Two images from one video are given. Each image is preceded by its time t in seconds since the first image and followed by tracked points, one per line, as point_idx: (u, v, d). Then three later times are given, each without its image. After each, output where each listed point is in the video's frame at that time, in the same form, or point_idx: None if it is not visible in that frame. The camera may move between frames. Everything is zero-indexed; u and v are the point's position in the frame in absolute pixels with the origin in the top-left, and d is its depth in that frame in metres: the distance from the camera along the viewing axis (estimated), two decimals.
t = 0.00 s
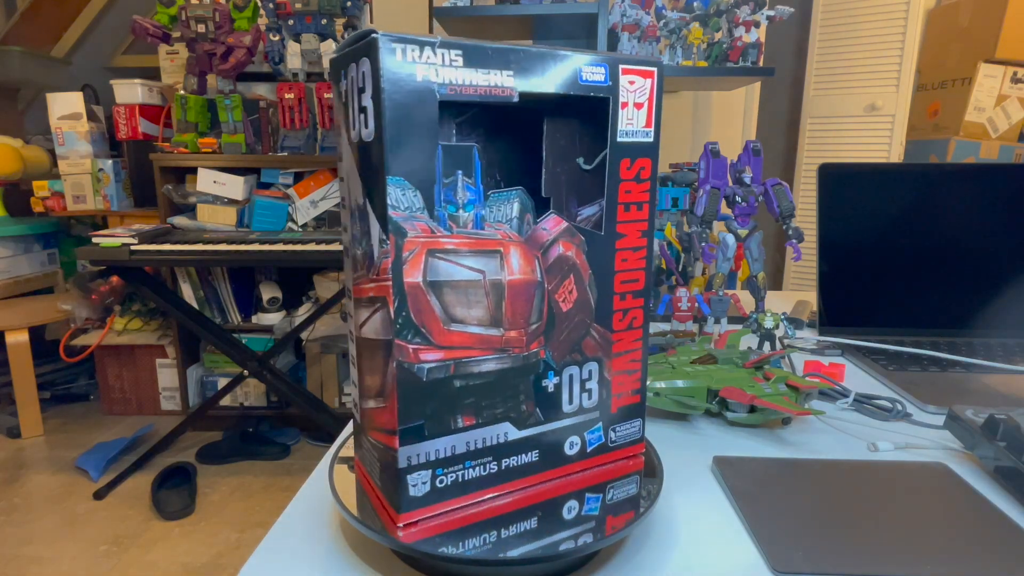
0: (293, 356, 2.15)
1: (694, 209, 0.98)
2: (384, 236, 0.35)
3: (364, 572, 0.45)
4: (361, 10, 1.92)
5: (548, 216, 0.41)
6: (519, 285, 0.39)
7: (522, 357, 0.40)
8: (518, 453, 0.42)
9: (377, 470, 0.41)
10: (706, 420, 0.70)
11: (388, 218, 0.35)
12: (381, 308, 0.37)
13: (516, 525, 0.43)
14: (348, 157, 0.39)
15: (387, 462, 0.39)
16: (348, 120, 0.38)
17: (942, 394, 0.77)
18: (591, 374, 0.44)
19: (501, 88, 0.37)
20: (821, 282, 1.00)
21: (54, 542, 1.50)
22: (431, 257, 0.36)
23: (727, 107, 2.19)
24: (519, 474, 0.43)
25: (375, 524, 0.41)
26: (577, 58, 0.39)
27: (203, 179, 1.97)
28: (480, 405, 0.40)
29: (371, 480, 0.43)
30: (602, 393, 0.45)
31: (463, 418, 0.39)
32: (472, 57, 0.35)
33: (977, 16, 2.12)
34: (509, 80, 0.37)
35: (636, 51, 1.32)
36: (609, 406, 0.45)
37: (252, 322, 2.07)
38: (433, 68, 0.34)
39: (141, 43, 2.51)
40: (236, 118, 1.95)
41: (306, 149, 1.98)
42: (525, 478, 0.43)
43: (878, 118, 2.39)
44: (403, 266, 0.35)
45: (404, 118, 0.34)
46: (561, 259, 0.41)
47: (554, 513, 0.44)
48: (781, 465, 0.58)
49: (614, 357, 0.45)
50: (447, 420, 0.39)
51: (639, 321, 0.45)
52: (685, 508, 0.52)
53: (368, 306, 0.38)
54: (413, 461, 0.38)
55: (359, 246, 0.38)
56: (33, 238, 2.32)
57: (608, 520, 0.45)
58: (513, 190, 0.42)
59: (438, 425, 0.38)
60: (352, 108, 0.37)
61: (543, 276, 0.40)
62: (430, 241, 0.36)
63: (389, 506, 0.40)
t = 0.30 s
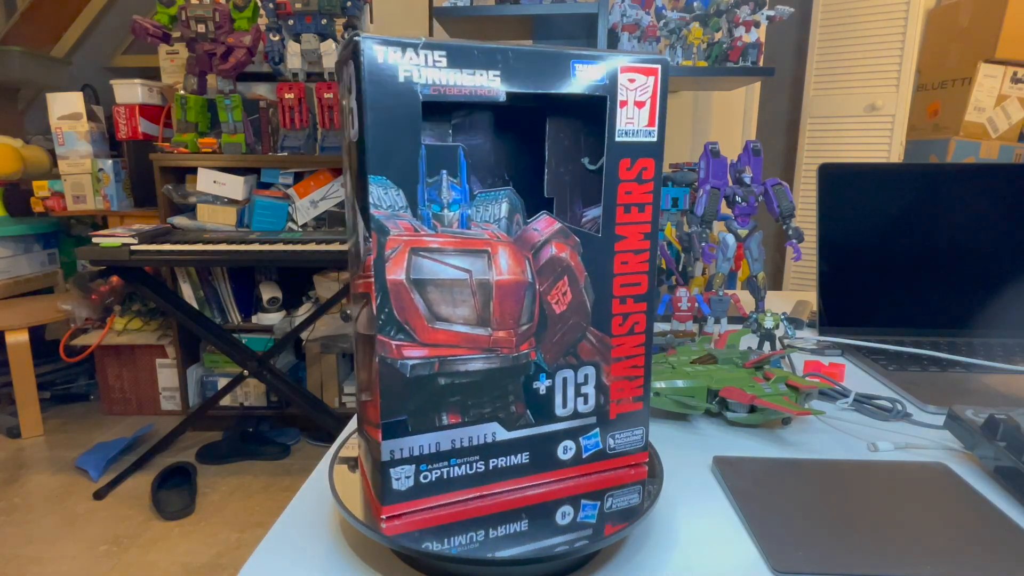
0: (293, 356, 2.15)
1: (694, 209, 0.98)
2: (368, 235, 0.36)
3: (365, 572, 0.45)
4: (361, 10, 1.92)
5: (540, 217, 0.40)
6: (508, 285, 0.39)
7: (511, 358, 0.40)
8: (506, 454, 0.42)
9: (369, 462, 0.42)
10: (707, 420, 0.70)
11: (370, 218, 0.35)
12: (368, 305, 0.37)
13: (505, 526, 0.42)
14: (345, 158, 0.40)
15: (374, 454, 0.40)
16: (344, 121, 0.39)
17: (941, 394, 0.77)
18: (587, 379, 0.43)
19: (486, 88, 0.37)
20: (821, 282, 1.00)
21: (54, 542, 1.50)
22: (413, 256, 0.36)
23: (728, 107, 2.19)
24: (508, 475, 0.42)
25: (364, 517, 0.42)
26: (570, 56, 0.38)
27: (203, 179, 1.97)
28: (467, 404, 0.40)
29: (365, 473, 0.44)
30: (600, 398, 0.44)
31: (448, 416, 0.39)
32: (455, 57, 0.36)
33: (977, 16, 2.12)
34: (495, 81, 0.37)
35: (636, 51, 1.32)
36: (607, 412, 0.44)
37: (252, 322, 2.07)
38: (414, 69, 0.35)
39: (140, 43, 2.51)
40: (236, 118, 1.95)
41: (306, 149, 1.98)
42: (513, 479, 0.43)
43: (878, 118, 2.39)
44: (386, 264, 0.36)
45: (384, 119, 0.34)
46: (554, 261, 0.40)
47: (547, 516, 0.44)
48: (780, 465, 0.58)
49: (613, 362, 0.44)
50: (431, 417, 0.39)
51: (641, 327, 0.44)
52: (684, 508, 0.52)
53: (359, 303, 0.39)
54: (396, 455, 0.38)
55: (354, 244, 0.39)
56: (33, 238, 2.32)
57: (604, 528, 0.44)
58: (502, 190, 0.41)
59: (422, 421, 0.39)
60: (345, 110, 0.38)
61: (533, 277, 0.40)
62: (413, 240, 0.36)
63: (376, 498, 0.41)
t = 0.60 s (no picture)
0: (293, 356, 2.15)
1: (694, 209, 0.98)
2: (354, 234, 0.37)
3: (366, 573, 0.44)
4: (361, 10, 1.92)
5: (530, 217, 0.39)
6: (496, 285, 0.39)
7: (498, 358, 0.40)
8: (495, 453, 0.42)
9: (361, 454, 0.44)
10: (707, 420, 0.70)
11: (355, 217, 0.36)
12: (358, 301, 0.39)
13: (493, 526, 0.42)
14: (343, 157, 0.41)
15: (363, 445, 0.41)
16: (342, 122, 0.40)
17: (941, 394, 0.77)
18: (581, 383, 0.42)
19: (473, 88, 0.37)
20: (821, 282, 1.00)
21: (54, 542, 1.50)
22: (398, 254, 0.37)
23: (728, 107, 2.19)
24: (496, 475, 0.43)
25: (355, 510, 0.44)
26: (561, 54, 0.38)
27: (203, 179, 1.97)
28: (452, 401, 0.40)
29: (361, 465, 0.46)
30: (594, 405, 0.43)
31: (434, 412, 0.40)
32: (441, 58, 0.36)
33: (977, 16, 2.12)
34: (481, 81, 0.37)
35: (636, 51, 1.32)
36: (603, 418, 0.43)
37: (252, 323, 2.07)
38: (399, 70, 0.35)
39: (140, 43, 2.51)
40: (236, 118, 1.95)
41: (306, 149, 1.98)
42: (502, 480, 0.43)
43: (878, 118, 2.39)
44: (370, 261, 0.37)
45: (368, 120, 0.35)
46: (544, 262, 0.40)
47: (538, 519, 0.43)
48: (780, 465, 0.58)
49: (608, 367, 0.43)
50: (417, 412, 0.40)
51: (641, 332, 0.43)
52: (685, 509, 0.52)
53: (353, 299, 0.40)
54: (380, 447, 0.40)
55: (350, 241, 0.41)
56: (33, 238, 2.32)
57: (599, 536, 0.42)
58: (489, 190, 0.41)
59: (407, 415, 0.40)
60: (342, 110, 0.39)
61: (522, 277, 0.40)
62: (398, 238, 0.37)
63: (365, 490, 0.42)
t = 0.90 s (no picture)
0: (293, 356, 2.15)
1: (694, 209, 0.98)
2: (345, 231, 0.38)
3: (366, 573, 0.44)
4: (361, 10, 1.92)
5: (520, 217, 0.39)
6: (484, 285, 0.39)
7: (487, 358, 0.40)
8: (484, 453, 0.42)
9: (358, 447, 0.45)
10: (707, 420, 0.70)
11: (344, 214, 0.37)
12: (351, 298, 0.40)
13: (483, 526, 0.43)
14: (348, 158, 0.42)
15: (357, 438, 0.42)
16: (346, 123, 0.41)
17: (941, 394, 0.77)
18: (573, 387, 0.42)
19: (461, 88, 0.37)
20: (821, 282, 1.00)
21: (54, 542, 1.50)
22: (387, 252, 0.38)
23: (727, 107, 2.19)
24: (485, 475, 0.43)
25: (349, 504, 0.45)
26: (551, 53, 0.37)
27: (203, 179, 1.97)
28: (440, 399, 0.40)
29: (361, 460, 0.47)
30: (588, 409, 0.42)
31: (422, 409, 0.41)
32: (429, 59, 0.36)
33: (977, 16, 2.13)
34: (469, 81, 0.37)
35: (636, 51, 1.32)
36: (596, 424, 0.43)
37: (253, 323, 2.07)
38: (386, 71, 0.36)
39: (140, 43, 2.51)
40: (236, 118, 1.95)
41: (306, 149, 1.98)
42: (490, 479, 0.43)
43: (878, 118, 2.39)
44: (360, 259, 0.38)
45: (356, 120, 0.36)
46: (535, 263, 0.40)
47: (529, 522, 0.43)
48: (780, 465, 0.58)
49: (602, 372, 0.42)
50: (406, 408, 0.40)
51: (637, 337, 0.42)
52: (684, 509, 0.52)
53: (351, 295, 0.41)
54: (370, 441, 0.41)
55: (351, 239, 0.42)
56: (33, 238, 2.32)
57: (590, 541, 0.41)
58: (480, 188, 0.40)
59: (396, 410, 0.40)
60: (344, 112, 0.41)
61: (512, 277, 0.39)
62: (387, 236, 0.38)
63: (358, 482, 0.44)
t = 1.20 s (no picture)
0: (293, 356, 2.15)
1: (694, 209, 0.98)
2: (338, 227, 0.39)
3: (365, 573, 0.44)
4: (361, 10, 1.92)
5: (508, 217, 0.39)
6: (472, 285, 0.39)
7: (475, 357, 0.40)
8: (473, 452, 0.43)
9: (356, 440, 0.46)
10: (706, 420, 0.70)
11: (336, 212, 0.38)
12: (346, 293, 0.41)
13: (472, 525, 0.43)
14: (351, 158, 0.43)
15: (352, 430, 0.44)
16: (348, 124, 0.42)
17: (941, 394, 0.77)
18: (563, 390, 0.42)
19: (448, 89, 0.37)
20: (821, 282, 1.00)
21: (54, 542, 1.50)
22: (377, 249, 0.39)
23: (727, 107, 2.19)
24: (475, 473, 0.43)
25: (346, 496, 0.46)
26: (539, 53, 0.37)
27: (203, 179, 1.97)
28: (428, 394, 0.41)
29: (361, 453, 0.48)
30: (578, 414, 0.42)
31: (411, 405, 0.41)
32: (417, 61, 0.36)
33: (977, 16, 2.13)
34: (456, 81, 0.37)
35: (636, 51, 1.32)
36: (587, 429, 0.42)
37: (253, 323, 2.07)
38: (375, 73, 0.36)
39: (140, 43, 2.51)
40: (236, 118, 1.95)
41: (306, 149, 1.98)
42: (480, 477, 0.44)
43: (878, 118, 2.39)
44: (352, 255, 0.39)
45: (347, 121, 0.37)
46: (524, 263, 0.39)
47: (519, 524, 0.43)
48: (780, 465, 0.58)
49: (593, 377, 0.41)
50: (395, 403, 0.41)
51: (631, 343, 0.40)
52: (685, 509, 0.52)
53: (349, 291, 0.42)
54: (361, 432, 0.42)
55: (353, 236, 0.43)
56: (33, 238, 2.32)
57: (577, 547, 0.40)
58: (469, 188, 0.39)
59: (386, 405, 0.41)
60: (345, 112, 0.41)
61: (500, 277, 0.39)
62: (377, 234, 0.38)
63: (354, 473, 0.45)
